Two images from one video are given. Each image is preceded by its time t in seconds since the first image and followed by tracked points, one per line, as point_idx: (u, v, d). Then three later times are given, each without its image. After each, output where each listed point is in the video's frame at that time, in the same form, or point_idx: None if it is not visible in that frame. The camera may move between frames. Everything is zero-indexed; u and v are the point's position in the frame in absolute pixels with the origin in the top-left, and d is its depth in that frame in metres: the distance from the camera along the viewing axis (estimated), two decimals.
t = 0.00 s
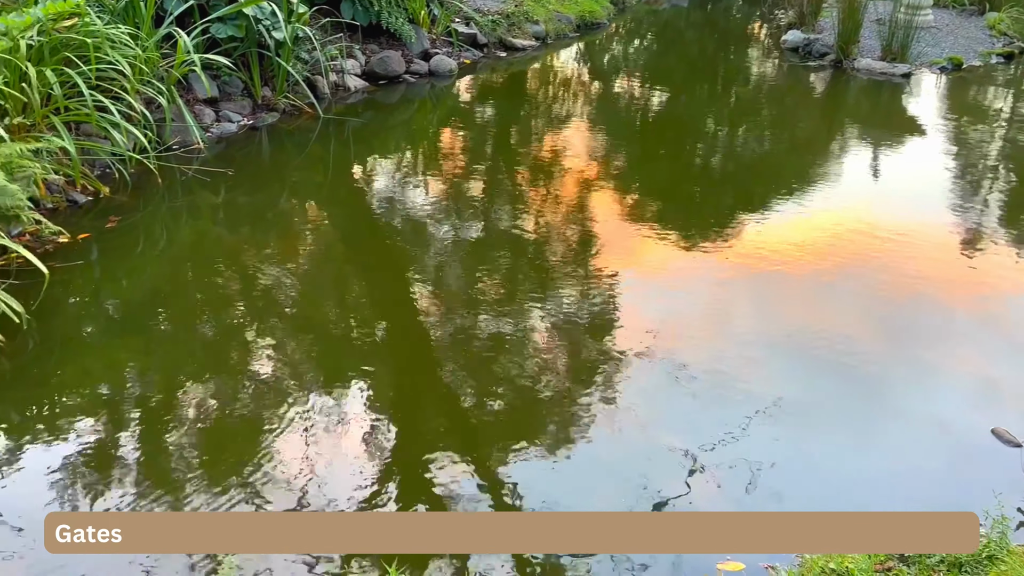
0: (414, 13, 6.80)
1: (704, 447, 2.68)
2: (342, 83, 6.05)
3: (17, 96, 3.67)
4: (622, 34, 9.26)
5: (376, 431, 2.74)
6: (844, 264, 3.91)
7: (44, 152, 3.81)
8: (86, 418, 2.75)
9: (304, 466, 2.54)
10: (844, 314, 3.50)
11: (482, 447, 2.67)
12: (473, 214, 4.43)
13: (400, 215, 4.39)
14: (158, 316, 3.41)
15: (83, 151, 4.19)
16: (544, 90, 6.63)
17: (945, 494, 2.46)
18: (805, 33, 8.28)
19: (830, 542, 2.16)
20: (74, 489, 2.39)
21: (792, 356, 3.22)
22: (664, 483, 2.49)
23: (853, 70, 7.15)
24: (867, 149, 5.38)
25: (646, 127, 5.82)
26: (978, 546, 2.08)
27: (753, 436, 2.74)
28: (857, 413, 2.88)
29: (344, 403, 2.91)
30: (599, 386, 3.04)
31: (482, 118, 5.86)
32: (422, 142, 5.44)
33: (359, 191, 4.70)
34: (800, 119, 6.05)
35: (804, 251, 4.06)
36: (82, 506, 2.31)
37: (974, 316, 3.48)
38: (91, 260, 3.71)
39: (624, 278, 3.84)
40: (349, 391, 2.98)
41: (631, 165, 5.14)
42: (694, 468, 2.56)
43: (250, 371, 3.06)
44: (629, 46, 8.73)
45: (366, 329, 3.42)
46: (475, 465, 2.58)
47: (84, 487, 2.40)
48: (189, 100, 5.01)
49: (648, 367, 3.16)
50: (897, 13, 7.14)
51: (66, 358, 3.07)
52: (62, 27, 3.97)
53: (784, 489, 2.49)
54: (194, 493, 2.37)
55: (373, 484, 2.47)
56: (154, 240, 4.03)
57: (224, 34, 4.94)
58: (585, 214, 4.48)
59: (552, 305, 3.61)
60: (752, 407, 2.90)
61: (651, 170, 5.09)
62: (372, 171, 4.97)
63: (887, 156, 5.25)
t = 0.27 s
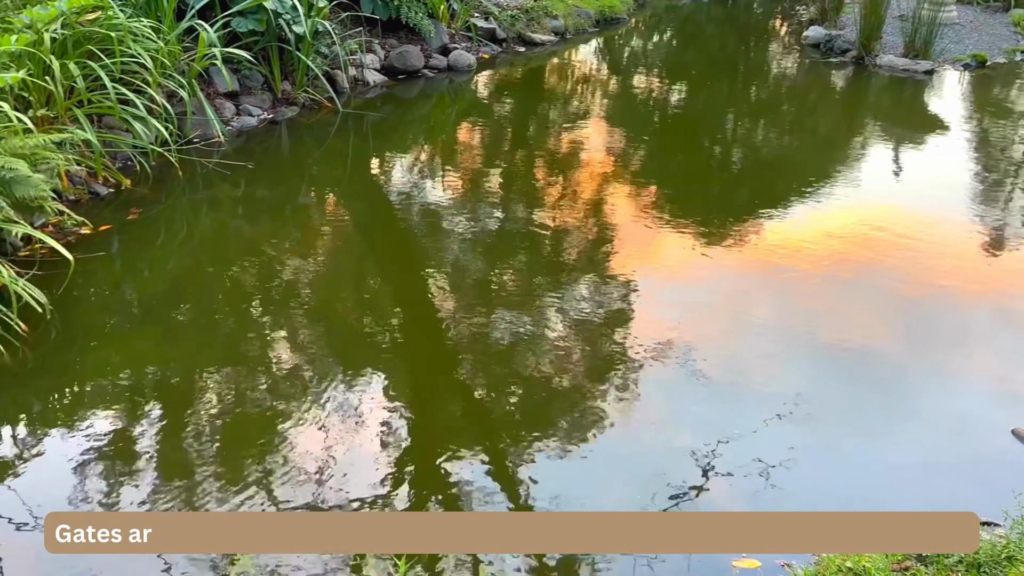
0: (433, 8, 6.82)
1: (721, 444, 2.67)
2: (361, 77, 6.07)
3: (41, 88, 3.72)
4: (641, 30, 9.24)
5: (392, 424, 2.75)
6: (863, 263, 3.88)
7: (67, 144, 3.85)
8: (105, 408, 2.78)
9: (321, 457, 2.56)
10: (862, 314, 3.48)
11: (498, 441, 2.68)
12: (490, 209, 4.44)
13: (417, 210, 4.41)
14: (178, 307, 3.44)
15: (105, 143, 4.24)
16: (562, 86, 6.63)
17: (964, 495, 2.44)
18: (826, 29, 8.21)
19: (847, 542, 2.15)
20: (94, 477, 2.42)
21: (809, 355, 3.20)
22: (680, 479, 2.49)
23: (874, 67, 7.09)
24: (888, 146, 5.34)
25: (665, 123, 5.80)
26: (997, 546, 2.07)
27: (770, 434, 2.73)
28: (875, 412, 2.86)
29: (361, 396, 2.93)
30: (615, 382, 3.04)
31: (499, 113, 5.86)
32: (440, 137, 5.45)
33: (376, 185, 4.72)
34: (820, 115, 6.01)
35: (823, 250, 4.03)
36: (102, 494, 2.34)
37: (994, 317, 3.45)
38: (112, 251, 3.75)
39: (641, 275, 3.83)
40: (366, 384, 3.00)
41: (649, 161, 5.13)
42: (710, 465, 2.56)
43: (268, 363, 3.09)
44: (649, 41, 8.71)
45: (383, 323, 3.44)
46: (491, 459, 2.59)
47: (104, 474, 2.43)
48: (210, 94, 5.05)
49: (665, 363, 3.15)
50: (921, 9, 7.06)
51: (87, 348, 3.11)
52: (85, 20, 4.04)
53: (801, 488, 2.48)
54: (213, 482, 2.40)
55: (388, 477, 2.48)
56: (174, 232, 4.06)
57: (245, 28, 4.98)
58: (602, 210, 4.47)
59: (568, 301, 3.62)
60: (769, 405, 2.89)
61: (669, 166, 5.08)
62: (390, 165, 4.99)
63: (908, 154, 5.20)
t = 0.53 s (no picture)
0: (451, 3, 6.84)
1: (735, 442, 2.67)
2: (378, 72, 6.09)
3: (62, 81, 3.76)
4: (660, 25, 9.22)
5: (406, 419, 2.77)
6: (880, 261, 3.86)
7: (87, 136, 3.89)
8: (122, 401, 2.81)
9: (335, 450, 2.58)
10: (878, 313, 3.46)
11: (512, 436, 2.70)
12: (506, 205, 4.45)
13: (433, 205, 4.42)
14: (195, 299, 3.47)
15: (125, 136, 4.27)
16: (579, 81, 6.62)
17: (980, 496, 2.43)
18: (846, 25, 8.15)
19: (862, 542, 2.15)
20: (110, 468, 2.45)
21: (825, 354, 3.19)
22: (693, 477, 2.49)
23: (894, 64, 7.04)
24: (907, 144, 5.30)
25: (682, 120, 5.79)
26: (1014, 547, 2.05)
27: (785, 433, 2.72)
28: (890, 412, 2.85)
29: (376, 390, 2.94)
30: (630, 378, 3.04)
31: (516, 108, 5.87)
32: (456, 132, 5.46)
33: (393, 180, 4.73)
34: (840, 112, 5.97)
35: (840, 248, 4.01)
36: (118, 486, 2.37)
37: (1013, 317, 3.42)
38: (131, 243, 3.79)
39: (656, 272, 3.83)
40: (380, 378, 3.02)
41: (666, 157, 5.12)
42: (724, 463, 2.56)
43: (285, 356, 3.12)
44: (667, 37, 8.69)
45: (399, 318, 3.46)
46: (504, 454, 2.60)
47: (121, 466, 2.46)
48: (229, 88, 5.08)
49: (680, 361, 3.14)
50: (943, 6, 7.00)
51: (105, 339, 3.14)
52: (105, 14, 3.98)
53: (816, 487, 2.47)
54: (230, 473, 2.43)
55: (403, 470, 2.49)
56: (192, 225, 4.10)
57: (263, 22, 5.02)
58: (618, 206, 4.47)
59: (583, 297, 3.62)
60: (784, 403, 2.88)
61: (686, 163, 5.06)
62: (406, 160, 5.00)
63: (928, 152, 5.16)
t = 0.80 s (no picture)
0: None
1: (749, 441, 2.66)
2: (395, 68, 6.11)
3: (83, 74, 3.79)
4: (678, 21, 9.20)
5: (420, 414, 2.78)
6: (897, 261, 3.83)
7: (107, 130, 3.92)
8: (138, 392, 2.84)
9: (350, 444, 2.59)
10: (895, 313, 3.44)
11: (526, 433, 2.70)
12: (521, 201, 4.45)
13: (448, 201, 4.43)
14: (212, 293, 3.50)
15: (145, 130, 4.30)
16: (596, 77, 6.61)
17: (997, 499, 2.41)
18: (866, 22, 8.09)
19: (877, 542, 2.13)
20: (127, 459, 2.47)
21: (841, 353, 3.17)
22: (707, 475, 2.48)
23: (914, 61, 6.98)
24: (927, 143, 5.25)
25: (700, 117, 5.77)
26: None
27: (800, 432, 2.71)
28: (906, 413, 2.83)
29: (391, 385, 2.96)
30: (644, 376, 3.04)
31: (532, 104, 5.86)
32: (472, 128, 5.46)
33: (408, 175, 4.75)
34: (859, 110, 5.93)
35: (856, 247, 3.98)
36: (134, 478, 2.39)
37: None
38: (149, 237, 3.82)
39: (672, 270, 3.82)
40: (395, 373, 3.03)
41: (682, 154, 5.10)
42: (738, 462, 2.55)
43: (300, 350, 3.13)
44: (685, 33, 8.66)
45: (413, 313, 3.47)
46: (517, 450, 2.60)
47: (137, 457, 2.48)
48: (246, 82, 5.11)
49: (695, 359, 3.14)
50: (964, 3, 6.93)
51: (123, 331, 3.17)
52: (127, 8, 4.06)
53: (830, 487, 2.46)
54: (245, 465, 2.45)
55: (417, 465, 2.51)
56: (210, 219, 4.13)
57: (282, 17, 5.04)
58: (633, 203, 4.46)
59: (598, 294, 3.62)
60: (799, 403, 2.87)
61: (702, 160, 5.05)
62: (421, 156, 5.01)
63: (947, 151, 5.11)
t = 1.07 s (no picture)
0: None
1: (764, 440, 2.65)
2: (412, 63, 6.12)
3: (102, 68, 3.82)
4: (696, 17, 9.19)
5: (435, 410, 2.79)
6: (914, 261, 3.81)
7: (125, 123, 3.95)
8: (155, 384, 2.87)
9: (365, 439, 2.61)
10: (912, 313, 3.41)
11: (540, 430, 2.71)
12: (536, 197, 4.45)
13: (463, 197, 4.43)
14: (228, 286, 3.53)
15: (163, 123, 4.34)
16: (613, 73, 6.60)
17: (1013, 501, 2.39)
18: (887, 19, 8.03)
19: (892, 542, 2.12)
20: (141, 452, 2.50)
21: (857, 353, 3.16)
22: (721, 474, 2.48)
23: (935, 59, 6.92)
24: (947, 141, 5.21)
25: (717, 113, 5.75)
26: None
27: (815, 432, 2.70)
28: (922, 413, 2.81)
29: (405, 381, 2.97)
30: (659, 374, 3.04)
31: (548, 100, 5.86)
32: (487, 123, 5.46)
33: (423, 171, 4.75)
34: (878, 108, 5.89)
35: (873, 247, 3.96)
36: (149, 468, 2.42)
37: None
38: (167, 230, 3.85)
39: (687, 267, 3.82)
40: (410, 369, 3.05)
41: (699, 151, 5.09)
42: (752, 461, 2.55)
43: (316, 344, 3.16)
44: (703, 29, 8.64)
45: (428, 309, 3.48)
46: (531, 447, 2.61)
47: (152, 448, 2.52)
48: (264, 77, 5.13)
49: (711, 357, 3.13)
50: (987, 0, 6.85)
51: (140, 323, 3.21)
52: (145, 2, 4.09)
53: (844, 487, 2.45)
54: (261, 458, 2.47)
55: (431, 460, 2.52)
56: (226, 212, 4.15)
57: (299, 12, 5.06)
58: (649, 200, 4.45)
59: (613, 291, 3.62)
60: (814, 402, 2.86)
61: (719, 157, 5.03)
62: (436, 151, 5.02)
63: (968, 150, 5.06)
